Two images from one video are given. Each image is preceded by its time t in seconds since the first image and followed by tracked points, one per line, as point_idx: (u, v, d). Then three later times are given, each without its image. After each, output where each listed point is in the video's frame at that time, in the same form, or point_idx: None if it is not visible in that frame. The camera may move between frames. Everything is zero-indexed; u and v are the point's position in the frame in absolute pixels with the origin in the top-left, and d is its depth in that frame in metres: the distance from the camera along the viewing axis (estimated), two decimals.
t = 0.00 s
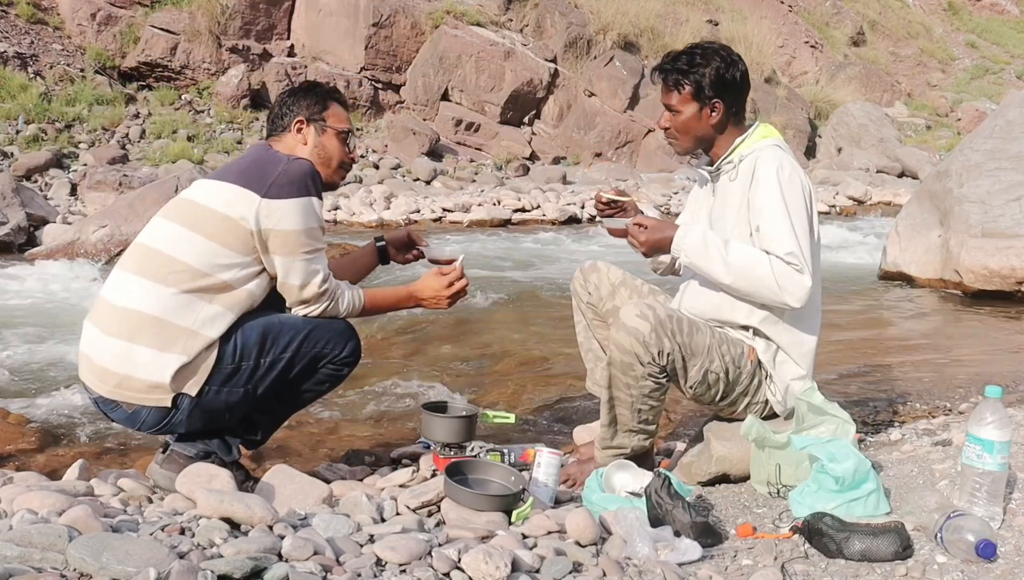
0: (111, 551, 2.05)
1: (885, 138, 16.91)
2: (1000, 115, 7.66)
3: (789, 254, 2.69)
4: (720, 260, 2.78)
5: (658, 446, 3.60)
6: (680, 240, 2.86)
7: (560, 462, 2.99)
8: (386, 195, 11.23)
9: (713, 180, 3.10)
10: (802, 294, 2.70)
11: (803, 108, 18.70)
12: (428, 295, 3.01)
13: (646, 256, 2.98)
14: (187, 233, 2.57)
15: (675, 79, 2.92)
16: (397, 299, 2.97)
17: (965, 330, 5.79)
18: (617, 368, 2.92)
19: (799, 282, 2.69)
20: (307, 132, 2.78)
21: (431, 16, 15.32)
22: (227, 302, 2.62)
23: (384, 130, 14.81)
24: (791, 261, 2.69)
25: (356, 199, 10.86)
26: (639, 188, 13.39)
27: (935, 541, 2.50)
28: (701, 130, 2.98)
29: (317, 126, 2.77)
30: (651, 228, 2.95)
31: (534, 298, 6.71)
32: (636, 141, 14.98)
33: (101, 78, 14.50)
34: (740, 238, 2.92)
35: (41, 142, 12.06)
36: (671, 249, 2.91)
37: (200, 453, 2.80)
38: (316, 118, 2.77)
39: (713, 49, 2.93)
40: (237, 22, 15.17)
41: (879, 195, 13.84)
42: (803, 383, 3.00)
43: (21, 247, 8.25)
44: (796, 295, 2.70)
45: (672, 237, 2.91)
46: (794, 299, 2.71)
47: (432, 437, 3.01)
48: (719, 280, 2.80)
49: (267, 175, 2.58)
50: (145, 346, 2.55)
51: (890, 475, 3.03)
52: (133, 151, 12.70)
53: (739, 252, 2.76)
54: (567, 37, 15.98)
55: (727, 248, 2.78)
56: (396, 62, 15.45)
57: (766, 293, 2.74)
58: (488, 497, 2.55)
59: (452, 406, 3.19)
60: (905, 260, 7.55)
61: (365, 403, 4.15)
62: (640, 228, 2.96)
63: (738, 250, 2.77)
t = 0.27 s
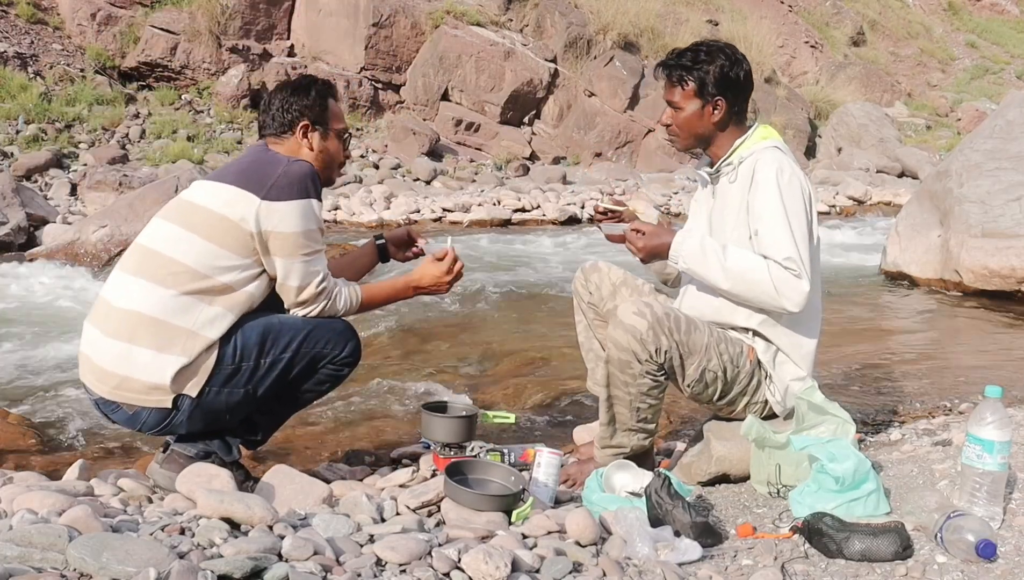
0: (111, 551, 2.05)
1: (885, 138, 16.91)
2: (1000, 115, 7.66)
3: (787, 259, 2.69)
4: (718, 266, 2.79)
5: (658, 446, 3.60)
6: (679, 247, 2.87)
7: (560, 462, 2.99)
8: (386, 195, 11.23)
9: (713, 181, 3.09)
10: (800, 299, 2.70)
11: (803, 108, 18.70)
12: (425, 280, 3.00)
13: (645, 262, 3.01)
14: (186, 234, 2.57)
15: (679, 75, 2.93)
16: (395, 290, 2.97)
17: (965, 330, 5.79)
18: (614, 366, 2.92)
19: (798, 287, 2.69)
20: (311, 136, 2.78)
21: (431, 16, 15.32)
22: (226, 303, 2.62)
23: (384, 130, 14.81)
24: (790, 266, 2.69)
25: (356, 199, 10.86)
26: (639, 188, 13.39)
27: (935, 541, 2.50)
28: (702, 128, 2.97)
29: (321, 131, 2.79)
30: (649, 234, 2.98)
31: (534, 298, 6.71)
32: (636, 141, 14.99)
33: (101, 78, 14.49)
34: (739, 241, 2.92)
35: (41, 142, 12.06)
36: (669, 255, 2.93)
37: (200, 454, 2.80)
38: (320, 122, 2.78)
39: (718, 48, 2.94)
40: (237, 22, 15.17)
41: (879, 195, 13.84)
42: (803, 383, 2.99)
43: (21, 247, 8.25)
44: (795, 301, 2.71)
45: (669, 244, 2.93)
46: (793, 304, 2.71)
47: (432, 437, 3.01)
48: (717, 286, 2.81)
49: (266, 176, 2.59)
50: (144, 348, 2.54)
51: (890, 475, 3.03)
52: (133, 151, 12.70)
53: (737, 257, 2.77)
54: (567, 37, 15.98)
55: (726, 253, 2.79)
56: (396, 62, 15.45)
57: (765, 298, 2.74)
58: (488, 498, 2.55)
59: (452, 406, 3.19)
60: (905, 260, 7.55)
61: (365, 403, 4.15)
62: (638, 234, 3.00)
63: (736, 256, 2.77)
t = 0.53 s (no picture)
0: (111, 551, 2.05)
1: (885, 138, 16.92)
2: (1000, 115, 7.66)
3: (784, 264, 2.69)
4: (716, 271, 2.80)
5: (658, 446, 3.60)
6: (676, 250, 2.88)
7: (560, 462, 2.99)
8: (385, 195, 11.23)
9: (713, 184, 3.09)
10: (797, 304, 2.71)
11: (803, 108, 18.70)
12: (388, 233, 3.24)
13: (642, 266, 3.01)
14: (184, 234, 2.57)
15: (680, 73, 2.93)
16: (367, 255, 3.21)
17: (965, 330, 5.79)
18: (610, 362, 2.93)
19: (795, 292, 2.70)
20: (315, 140, 2.79)
21: (431, 16, 15.32)
22: (223, 303, 2.62)
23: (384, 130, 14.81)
24: (787, 271, 2.70)
25: (356, 199, 10.87)
26: (639, 188, 13.39)
27: (935, 541, 2.50)
28: (701, 126, 2.97)
29: (325, 137, 2.79)
30: (646, 238, 2.97)
31: (533, 298, 6.71)
32: (636, 141, 14.99)
33: (101, 78, 14.50)
34: (737, 243, 2.92)
35: (41, 142, 12.06)
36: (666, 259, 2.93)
37: (199, 455, 2.80)
38: (325, 129, 2.79)
39: (719, 47, 2.95)
40: (237, 22, 15.17)
41: (879, 195, 13.84)
42: (802, 383, 2.99)
43: (21, 247, 8.25)
44: (792, 305, 2.71)
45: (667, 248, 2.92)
46: (790, 309, 2.72)
47: (432, 437, 3.02)
48: (714, 290, 2.82)
49: (265, 175, 2.62)
50: (141, 347, 2.54)
51: (890, 475, 3.03)
52: (133, 151, 12.70)
53: (734, 262, 2.78)
54: (567, 37, 15.98)
55: (723, 258, 2.80)
56: (396, 62, 15.45)
57: (763, 302, 2.75)
58: (488, 498, 2.55)
59: (452, 406, 3.19)
60: (905, 261, 7.55)
61: (365, 403, 4.15)
62: (636, 238, 2.99)
63: (733, 260, 2.78)
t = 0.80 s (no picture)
0: (111, 552, 2.05)
1: (885, 138, 16.92)
2: (1000, 115, 7.65)
3: (781, 266, 2.69)
4: (713, 273, 2.81)
5: (658, 446, 3.60)
6: (673, 253, 2.90)
7: (560, 462, 2.99)
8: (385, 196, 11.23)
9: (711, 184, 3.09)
10: (794, 306, 2.70)
11: (803, 108, 18.70)
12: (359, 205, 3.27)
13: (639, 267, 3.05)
14: (183, 230, 2.57)
15: (677, 73, 2.94)
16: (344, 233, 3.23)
17: (965, 330, 5.79)
18: (607, 358, 2.94)
19: (791, 294, 2.69)
20: (309, 133, 2.79)
21: (431, 16, 15.32)
22: (222, 301, 2.62)
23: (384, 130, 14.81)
24: (783, 274, 2.69)
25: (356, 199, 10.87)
26: (639, 188, 13.39)
27: (935, 541, 2.50)
28: (700, 127, 2.97)
29: (319, 128, 2.80)
30: (644, 241, 3.01)
31: (533, 298, 6.71)
32: (636, 141, 15.00)
33: (101, 78, 14.49)
34: (735, 245, 2.91)
35: (41, 142, 12.06)
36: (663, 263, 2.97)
37: (200, 456, 2.81)
38: (319, 121, 2.79)
39: (716, 47, 2.95)
40: (237, 22, 15.17)
41: (879, 195, 13.85)
42: (802, 385, 2.99)
43: (21, 247, 8.26)
44: (788, 307, 2.71)
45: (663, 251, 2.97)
46: (787, 310, 2.71)
47: (432, 437, 3.02)
48: (711, 292, 2.83)
49: (262, 168, 2.62)
50: (139, 345, 2.54)
51: (890, 475, 3.03)
52: (133, 151, 12.70)
53: (731, 265, 2.78)
54: (567, 37, 15.98)
55: (720, 261, 2.81)
56: (396, 62, 15.45)
57: (759, 304, 2.75)
58: (488, 498, 2.55)
59: (452, 406, 3.19)
60: (906, 261, 7.55)
61: (365, 403, 4.15)
62: (633, 240, 3.04)
63: (730, 262, 2.79)
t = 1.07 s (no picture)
0: (111, 552, 2.05)
1: (885, 138, 16.92)
2: (1000, 115, 7.65)
3: (778, 265, 2.69)
4: (710, 273, 2.82)
5: (658, 445, 3.60)
6: (671, 253, 2.91)
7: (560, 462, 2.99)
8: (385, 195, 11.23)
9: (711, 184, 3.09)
10: (791, 306, 2.71)
11: (803, 108, 18.69)
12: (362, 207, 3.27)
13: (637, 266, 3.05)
14: (185, 227, 2.57)
15: (671, 82, 2.93)
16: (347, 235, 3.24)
17: (965, 330, 5.79)
18: (604, 356, 2.94)
19: (788, 294, 2.70)
20: (313, 133, 2.79)
21: (431, 16, 15.31)
22: (224, 300, 2.62)
23: (384, 130, 14.81)
24: (780, 273, 2.70)
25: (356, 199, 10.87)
26: (639, 188, 13.39)
27: (935, 541, 2.50)
28: (702, 129, 2.97)
29: (323, 129, 2.80)
30: (640, 239, 3.00)
31: (533, 298, 6.71)
32: (636, 141, 15.00)
33: (101, 78, 14.48)
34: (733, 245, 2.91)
35: (41, 142, 12.06)
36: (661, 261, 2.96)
37: (200, 457, 2.81)
38: (323, 120, 2.79)
39: (709, 48, 2.93)
40: (237, 22, 15.17)
41: (879, 195, 13.84)
42: (800, 385, 3.00)
43: (21, 247, 8.26)
44: (785, 307, 2.71)
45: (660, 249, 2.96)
46: (783, 311, 2.72)
47: (432, 437, 3.01)
48: (709, 293, 2.84)
49: (268, 164, 2.62)
50: (140, 343, 2.54)
51: (890, 475, 3.03)
52: (133, 151, 12.70)
53: (728, 265, 2.79)
54: (567, 37, 15.98)
55: (718, 261, 2.81)
56: (396, 62, 15.45)
57: (757, 304, 2.76)
58: (488, 498, 2.55)
59: (452, 407, 3.19)
60: (906, 261, 7.55)
61: (365, 403, 4.15)
62: (629, 239, 3.03)
63: (728, 263, 2.79)
